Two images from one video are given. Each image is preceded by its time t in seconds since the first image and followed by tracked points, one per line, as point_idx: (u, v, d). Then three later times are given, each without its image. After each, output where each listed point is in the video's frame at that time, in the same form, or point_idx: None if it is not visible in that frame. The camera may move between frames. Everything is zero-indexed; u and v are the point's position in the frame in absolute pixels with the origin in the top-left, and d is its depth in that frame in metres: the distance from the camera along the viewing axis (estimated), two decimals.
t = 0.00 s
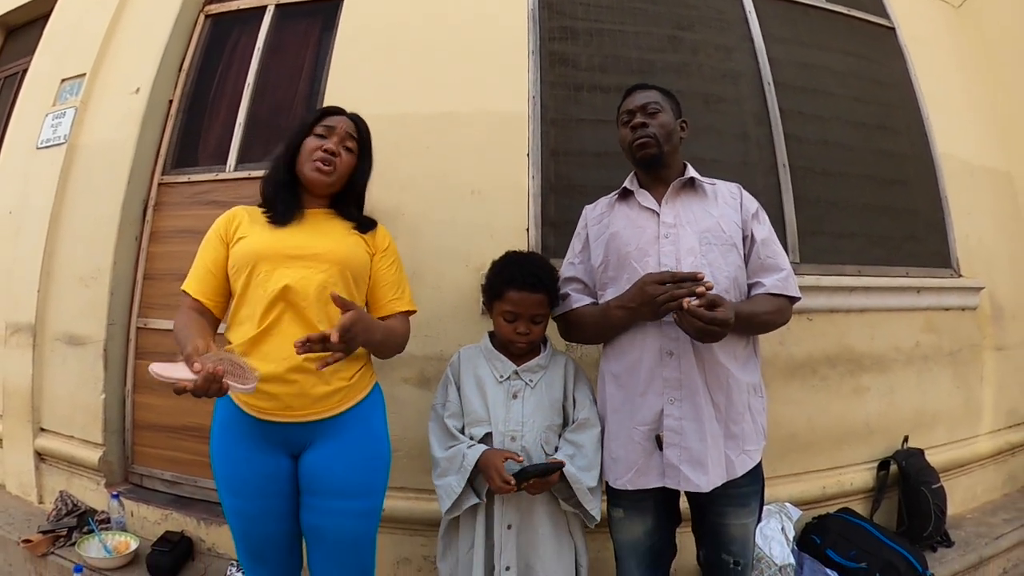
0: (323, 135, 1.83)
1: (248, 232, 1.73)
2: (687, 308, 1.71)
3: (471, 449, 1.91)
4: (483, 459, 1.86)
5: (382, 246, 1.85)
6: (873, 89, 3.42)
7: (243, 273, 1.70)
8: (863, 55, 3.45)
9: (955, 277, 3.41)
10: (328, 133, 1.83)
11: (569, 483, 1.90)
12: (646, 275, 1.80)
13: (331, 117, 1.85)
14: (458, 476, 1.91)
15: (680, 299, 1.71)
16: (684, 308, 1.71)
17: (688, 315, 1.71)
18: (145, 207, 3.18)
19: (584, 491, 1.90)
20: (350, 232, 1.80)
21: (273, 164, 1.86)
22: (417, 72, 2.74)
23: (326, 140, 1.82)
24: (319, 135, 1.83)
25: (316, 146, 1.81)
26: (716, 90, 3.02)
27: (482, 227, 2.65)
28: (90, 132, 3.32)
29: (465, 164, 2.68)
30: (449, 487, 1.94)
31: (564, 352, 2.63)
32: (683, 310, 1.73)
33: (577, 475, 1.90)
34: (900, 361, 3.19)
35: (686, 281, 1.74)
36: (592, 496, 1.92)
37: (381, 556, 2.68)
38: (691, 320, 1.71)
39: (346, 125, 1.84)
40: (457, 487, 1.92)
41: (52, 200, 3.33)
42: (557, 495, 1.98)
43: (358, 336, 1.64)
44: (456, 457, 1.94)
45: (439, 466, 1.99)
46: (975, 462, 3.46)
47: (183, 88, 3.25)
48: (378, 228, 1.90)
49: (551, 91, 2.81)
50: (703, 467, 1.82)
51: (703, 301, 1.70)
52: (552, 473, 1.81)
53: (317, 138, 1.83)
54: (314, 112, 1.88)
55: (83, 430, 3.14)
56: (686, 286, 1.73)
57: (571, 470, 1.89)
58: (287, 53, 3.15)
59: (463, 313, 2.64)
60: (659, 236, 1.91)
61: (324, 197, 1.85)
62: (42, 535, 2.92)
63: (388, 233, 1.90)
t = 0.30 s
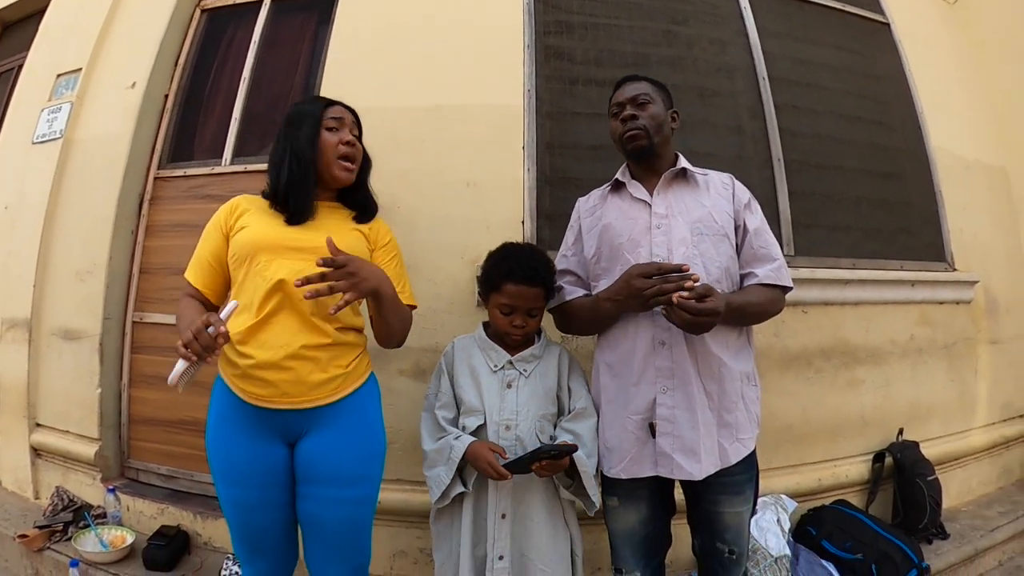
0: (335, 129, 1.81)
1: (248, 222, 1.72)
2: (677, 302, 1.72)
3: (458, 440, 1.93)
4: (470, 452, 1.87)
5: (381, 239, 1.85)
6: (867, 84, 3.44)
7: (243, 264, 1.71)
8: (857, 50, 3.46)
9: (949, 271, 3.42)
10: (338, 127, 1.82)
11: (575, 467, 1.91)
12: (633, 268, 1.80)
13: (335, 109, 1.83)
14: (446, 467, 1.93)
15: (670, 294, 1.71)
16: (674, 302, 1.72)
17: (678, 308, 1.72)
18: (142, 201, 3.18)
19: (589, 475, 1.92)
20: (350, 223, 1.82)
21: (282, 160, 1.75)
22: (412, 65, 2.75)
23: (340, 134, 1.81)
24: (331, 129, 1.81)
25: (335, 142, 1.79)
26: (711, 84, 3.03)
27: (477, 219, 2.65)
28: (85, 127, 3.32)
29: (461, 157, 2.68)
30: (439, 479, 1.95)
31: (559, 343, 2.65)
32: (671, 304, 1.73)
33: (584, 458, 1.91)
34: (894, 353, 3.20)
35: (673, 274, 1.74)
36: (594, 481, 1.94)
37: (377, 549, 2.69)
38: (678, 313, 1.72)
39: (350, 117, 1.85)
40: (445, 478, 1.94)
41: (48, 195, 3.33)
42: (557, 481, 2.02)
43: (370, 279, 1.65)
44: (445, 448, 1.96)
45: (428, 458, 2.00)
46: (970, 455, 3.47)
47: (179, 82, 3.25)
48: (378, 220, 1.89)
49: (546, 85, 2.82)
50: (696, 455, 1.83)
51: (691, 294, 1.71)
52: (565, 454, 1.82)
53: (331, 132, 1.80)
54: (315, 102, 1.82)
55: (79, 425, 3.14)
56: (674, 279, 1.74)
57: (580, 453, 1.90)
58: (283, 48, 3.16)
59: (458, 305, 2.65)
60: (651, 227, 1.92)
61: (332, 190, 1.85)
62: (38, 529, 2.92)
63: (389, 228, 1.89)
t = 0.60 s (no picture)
0: (313, 130, 1.81)
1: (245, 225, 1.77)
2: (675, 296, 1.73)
3: (457, 436, 1.94)
4: (470, 447, 1.89)
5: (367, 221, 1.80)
6: (865, 82, 3.44)
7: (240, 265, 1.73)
8: (855, 48, 3.46)
9: (948, 268, 3.42)
10: (316, 127, 1.81)
11: (573, 462, 1.93)
12: (626, 264, 1.79)
13: (316, 110, 1.83)
14: (444, 463, 1.94)
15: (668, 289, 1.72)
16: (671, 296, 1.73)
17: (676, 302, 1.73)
18: (141, 201, 3.19)
19: (586, 469, 1.93)
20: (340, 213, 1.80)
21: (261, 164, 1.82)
22: (410, 65, 2.76)
23: (317, 134, 1.81)
24: (307, 130, 1.81)
25: (309, 142, 1.79)
26: (708, 82, 3.04)
27: (475, 218, 2.66)
28: (85, 128, 3.33)
29: (459, 156, 2.69)
30: (438, 474, 1.97)
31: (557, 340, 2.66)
32: (670, 299, 1.75)
33: (581, 453, 1.92)
34: (893, 351, 3.20)
35: (668, 269, 1.73)
36: (590, 476, 1.95)
37: (376, 547, 2.69)
38: (677, 306, 1.73)
39: (331, 117, 1.84)
40: (445, 473, 1.95)
41: (49, 196, 3.34)
42: (553, 478, 2.02)
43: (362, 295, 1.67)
44: (444, 444, 1.97)
45: (427, 454, 2.02)
46: (970, 453, 3.46)
47: (179, 83, 3.26)
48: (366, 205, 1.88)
49: (544, 84, 2.83)
50: (694, 452, 1.83)
51: (688, 289, 1.72)
52: (563, 449, 1.82)
53: (308, 133, 1.81)
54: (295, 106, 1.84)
55: (80, 425, 3.15)
56: (669, 274, 1.73)
57: (577, 447, 1.92)
58: (282, 48, 3.17)
59: (456, 303, 2.65)
60: (648, 224, 1.92)
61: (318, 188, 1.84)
62: (39, 529, 2.93)
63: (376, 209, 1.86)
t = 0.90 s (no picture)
0: (297, 134, 1.77)
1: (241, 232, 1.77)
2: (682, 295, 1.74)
3: (462, 434, 1.95)
4: (475, 445, 1.90)
5: (361, 214, 1.80)
6: (867, 79, 3.44)
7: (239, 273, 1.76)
8: (857, 45, 3.46)
9: (953, 265, 3.42)
10: (300, 132, 1.78)
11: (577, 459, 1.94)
12: (635, 262, 1.80)
13: (293, 112, 1.78)
14: (450, 461, 1.96)
15: (674, 288, 1.72)
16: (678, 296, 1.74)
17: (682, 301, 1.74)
18: (147, 203, 3.21)
19: (591, 467, 1.94)
20: (330, 210, 1.79)
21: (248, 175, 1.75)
22: (413, 65, 2.77)
23: (303, 138, 1.78)
24: (291, 135, 1.77)
25: (299, 148, 1.76)
26: (711, 80, 3.04)
27: (479, 217, 2.67)
28: (91, 131, 3.35)
29: (462, 155, 2.70)
30: (443, 472, 1.98)
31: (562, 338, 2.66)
32: (676, 297, 1.75)
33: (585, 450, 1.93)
34: (898, 348, 3.20)
35: (675, 267, 1.73)
36: (595, 474, 1.96)
37: (382, 546, 2.70)
38: (684, 304, 1.73)
39: (309, 116, 1.81)
40: (450, 471, 1.96)
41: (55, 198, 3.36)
42: (558, 475, 2.02)
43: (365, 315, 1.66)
44: (449, 442, 1.98)
45: (432, 452, 2.03)
46: (976, 450, 3.46)
47: (183, 86, 3.28)
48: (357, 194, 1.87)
49: (547, 83, 2.84)
50: (700, 448, 1.83)
51: (693, 290, 1.72)
52: (567, 447, 1.82)
53: (293, 139, 1.77)
54: (269, 108, 1.77)
55: (87, 426, 3.17)
56: (677, 273, 1.73)
57: (581, 445, 1.92)
58: (285, 50, 3.18)
59: (461, 302, 2.66)
60: (653, 221, 1.93)
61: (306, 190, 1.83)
62: (48, 529, 2.95)
63: (368, 197, 1.85)
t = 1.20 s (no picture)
0: (294, 143, 1.73)
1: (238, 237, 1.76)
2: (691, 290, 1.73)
3: (468, 431, 1.95)
4: (482, 441, 1.90)
5: (356, 211, 1.79)
6: (870, 75, 3.43)
7: (237, 274, 1.76)
8: (860, 41, 3.46)
9: (957, 260, 3.42)
10: (298, 141, 1.73)
11: (584, 454, 1.94)
12: (642, 257, 1.80)
13: (292, 118, 1.73)
14: (457, 458, 1.96)
15: (682, 283, 1.73)
16: (687, 291, 1.73)
17: (691, 296, 1.73)
18: (151, 202, 3.21)
19: (597, 462, 1.95)
20: (321, 208, 1.78)
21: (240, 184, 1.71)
22: (416, 62, 2.77)
23: (300, 147, 1.73)
24: (289, 144, 1.72)
25: (296, 159, 1.71)
26: (714, 77, 3.04)
27: (484, 213, 2.67)
28: (94, 130, 3.35)
29: (466, 151, 2.70)
30: (450, 469, 1.98)
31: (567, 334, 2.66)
32: (683, 292, 1.74)
33: (591, 445, 1.93)
34: (902, 343, 3.20)
35: (683, 262, 1.74)
36: (602, 469, 1.97)
37: (387, 543, 2.70)
38: (691, 299, 1.73)
39: (306, 123, 1.76)
40: (457, 468, 1.97)
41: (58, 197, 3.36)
42: (564, 470, 2.02)
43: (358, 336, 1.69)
44: (455, 439, 1.98)
45: (438, 449, 2.03)
46: (981, 445, 3.45)
47: (186, 84, 3.28)
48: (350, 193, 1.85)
49: (550, 80, 2.84)
50: (709, 443, 1.84)
51: (700, 285, 1.72)
52: (575, 442, 1.82)
53: (291, 148, 1.72)
54: (266, 113, 1.71)
55: (92, 425, 3.17)
56: (685, 268, 1.74)
57: (588, 440, 1.93)
58: (288, 48, 3.18)
59: (465, 299, 2.66)
60: (661, 216, 1.93)
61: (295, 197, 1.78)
62: (53, 528, 2.95)
63: (361, 194, 1.84)
